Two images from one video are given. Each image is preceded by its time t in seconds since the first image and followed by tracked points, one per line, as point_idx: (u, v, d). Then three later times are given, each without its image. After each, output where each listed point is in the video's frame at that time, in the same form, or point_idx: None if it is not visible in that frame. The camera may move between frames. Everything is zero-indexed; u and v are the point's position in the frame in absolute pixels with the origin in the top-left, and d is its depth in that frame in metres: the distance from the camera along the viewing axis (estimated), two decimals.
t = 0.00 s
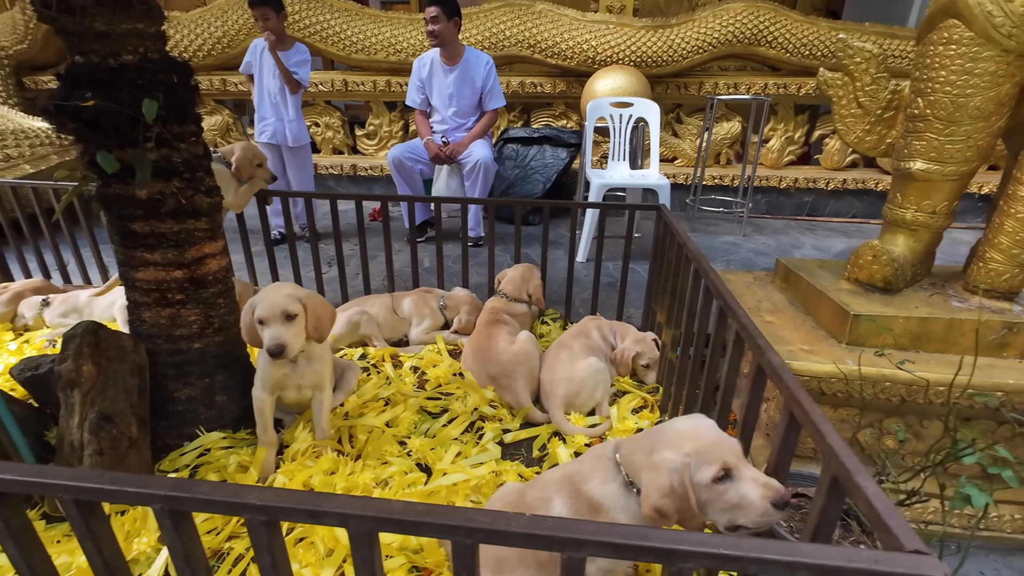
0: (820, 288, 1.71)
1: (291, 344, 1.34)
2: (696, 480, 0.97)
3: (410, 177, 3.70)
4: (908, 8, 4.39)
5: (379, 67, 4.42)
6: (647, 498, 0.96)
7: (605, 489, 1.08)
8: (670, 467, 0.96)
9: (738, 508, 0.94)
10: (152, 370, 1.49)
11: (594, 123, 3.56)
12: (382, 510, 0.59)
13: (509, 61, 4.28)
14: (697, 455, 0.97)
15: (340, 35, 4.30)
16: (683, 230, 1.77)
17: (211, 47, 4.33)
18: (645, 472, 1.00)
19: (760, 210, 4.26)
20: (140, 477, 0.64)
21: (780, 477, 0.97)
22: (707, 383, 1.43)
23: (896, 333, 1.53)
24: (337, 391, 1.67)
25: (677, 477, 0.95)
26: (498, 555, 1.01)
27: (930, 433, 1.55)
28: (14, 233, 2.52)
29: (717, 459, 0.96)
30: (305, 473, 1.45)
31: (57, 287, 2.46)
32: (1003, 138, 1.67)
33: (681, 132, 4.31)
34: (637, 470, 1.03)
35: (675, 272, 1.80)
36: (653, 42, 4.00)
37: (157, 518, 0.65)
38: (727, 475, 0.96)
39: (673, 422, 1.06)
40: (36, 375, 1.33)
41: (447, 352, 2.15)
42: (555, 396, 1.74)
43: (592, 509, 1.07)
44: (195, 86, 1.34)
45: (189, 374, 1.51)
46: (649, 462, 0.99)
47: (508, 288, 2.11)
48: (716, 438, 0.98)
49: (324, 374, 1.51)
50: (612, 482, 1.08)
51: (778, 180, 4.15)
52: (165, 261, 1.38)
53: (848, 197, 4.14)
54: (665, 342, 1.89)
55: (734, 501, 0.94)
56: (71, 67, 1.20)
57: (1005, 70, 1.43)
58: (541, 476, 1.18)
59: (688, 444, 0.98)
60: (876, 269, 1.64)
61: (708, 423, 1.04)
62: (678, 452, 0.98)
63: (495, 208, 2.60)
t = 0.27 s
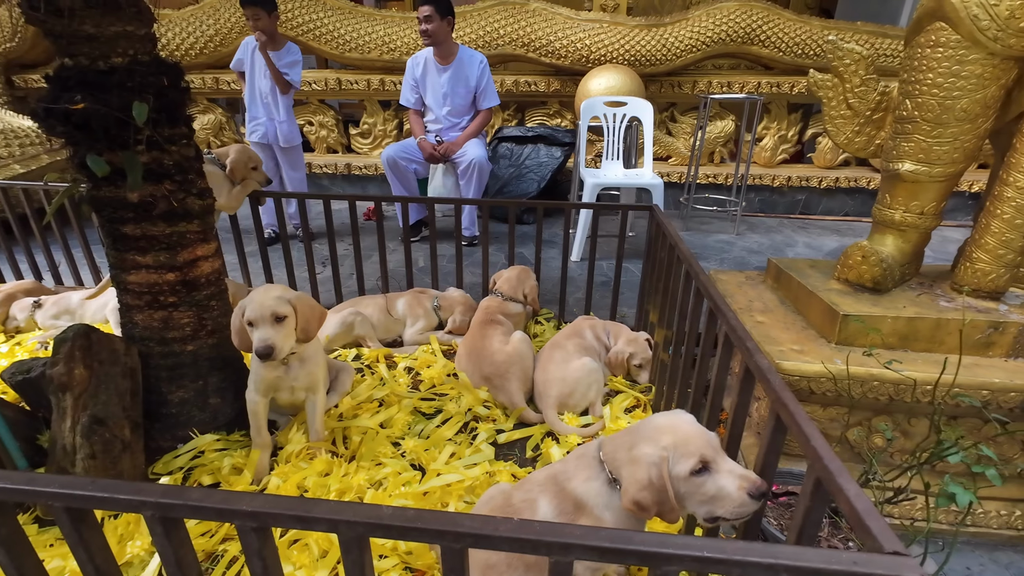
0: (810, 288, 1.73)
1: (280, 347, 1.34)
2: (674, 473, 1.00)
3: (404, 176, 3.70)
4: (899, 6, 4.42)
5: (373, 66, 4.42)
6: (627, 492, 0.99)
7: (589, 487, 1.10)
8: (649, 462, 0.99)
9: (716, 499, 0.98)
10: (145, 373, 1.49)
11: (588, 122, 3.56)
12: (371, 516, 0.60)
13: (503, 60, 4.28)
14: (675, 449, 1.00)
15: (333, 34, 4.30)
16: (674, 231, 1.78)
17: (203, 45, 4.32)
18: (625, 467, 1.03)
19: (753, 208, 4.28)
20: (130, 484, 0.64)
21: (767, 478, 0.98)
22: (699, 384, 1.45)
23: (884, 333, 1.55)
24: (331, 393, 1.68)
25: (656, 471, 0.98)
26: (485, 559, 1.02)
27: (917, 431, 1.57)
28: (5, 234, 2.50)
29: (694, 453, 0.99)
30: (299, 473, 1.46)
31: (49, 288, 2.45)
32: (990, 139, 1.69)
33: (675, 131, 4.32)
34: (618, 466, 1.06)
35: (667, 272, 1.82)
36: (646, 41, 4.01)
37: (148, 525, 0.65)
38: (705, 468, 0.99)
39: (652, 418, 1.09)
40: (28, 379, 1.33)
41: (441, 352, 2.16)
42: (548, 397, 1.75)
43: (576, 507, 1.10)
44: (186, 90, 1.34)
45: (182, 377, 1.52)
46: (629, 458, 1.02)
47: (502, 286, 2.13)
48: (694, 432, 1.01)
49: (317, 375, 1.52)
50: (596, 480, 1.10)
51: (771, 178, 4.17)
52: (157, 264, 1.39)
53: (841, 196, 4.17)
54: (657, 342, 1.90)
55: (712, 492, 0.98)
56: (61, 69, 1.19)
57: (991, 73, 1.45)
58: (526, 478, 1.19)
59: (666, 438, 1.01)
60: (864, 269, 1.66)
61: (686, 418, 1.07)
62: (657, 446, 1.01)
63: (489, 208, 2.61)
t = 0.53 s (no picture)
0: (807, 284, 1.73)
1: (280, 341, 1.34)
2: (672, 467, 0.99)
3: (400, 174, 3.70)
4: (895, 4, 4.43)
5: (369, 63, 4.41)
6: (626, 485, 0.99)
7: (587, 477, 1.10)
8: (647, 455, 0.99)
9: (714, 493, 0.98)
10: (142, 371, 1.49)
11: (585, 119, 3.56)
12: (373, 511, 0.60)
13: (499, 57, 4.28)
14: (674, 442, 1.00)
15: (329, 31, 4.28)
16: (672, 227, 1.78)
17: (198, 42, 4.29)
18: (624, 461, 1.03)
19: (749, 205, 4.30)
20: (130, 481, 0.64)
21: (765, 472, 0.98)
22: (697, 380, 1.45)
23: (880, 328, 1.55)
24: (329, 390, 1.68)
25: (654, 465, 0.98)
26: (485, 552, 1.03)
27: (913, 426, 1.58)
28: None
29: (692, 446, 0.99)
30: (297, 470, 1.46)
31: (43, 287, 2.43)
32: (984, 136, 1.71)
33: (671, 128, 4.33)
34: (616, 458, 1.06)
35: (665, 269, 1.82)
36: (643, 38, 4.02)
37: (149, 522, 0.65)
38: (703, 461, 1.00)
39: (651, 411, 1.09)
40: (23, 378, 1.33)
41: (439, 350, 2.16)
42: (547, 393, 1.74)
43: (575, 498, 1.10)
44: (183, 87, 1.32)
45: (180, 375, 1.51)
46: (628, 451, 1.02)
47: (500, 284, 2.12)
48: (692, 426, 1.01)
49: (315, 372, 1.52)
50: (594, 471, 1.10)
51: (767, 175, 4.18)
52: (153, 262, 1.38)
53: (836, 193, 4.18)
54: (654, 338, 1.91)
55: (710, 486, 0.98)
56: (55, 66, 1.17)
57: (986, 69, 1.46)
58: (524, 471, 1.20)
59: (665, 432, 1.01)
60: (861, 265, 1.66)
61: (685, 411, 1.06)
62: (655, 440, 1.01)
63: (486, 205, 2.61)
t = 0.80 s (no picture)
0: (805, 284, 1.74)
1: (280, 343, 1.34)
2: (671, 464, 1.00)
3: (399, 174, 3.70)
4: (892, 4, 4.44)
5: (367, 63, 4.40)
6: (626, 482, 1.00)
7: (587, 473, 1.11)
8: (646, 453, 0.99)
9: (712, 489, 0.99)
10: (142, 372, 1.49)
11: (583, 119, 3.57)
12: (377, 511, 0.60)
13: (497, 57, 4.28)
14: (672, 439, 1.00)
15: (326, 31, 4.29)
16: (671, 227, 1.79)
17: (195, 42, 4.29)
18: (623, 458, 1.03)
19: (747, 205, 4.31)
20: (135, 482, 0.64)
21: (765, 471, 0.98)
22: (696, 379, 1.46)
23: (878, 327, 1.56)
24: (329, 391, 1.68)
25: (653, 462, 0.98)
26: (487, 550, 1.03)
27: (911, 424, 1.58)
28: None
29: (690, 443, 0.99)
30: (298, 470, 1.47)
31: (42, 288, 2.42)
32: (981, 136, 1.71)
33: (669, 128, 4.34)
34: (616, 455, 1.06)
35: (663, 269, 1.83)
36: (641, 38, 4.02)
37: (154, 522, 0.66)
38: (701, 458, 1.00)
39: (649, 409, 1.09)
40: (23, 379, 1.33)
41: (439, 350, 2.16)
42: (546, 393, 1.75)
43: (575, 493, 1.11)
44: (183, 88, 1.32)
45: (180, 376, 1.51)
46: (627, 448, 1.03)
47: (498, 284, 2.13)
48: (691, 424, 1.01)
49: (315, 372, 1.52)
50: (594, 466, 1.11)
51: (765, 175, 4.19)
52: (153, 263, 1.38)
53: (834, 192, 4.20)
54: (654, 338, 1.91)
55: (707, 482, 0.99)
56: (54, 67, 1.17)
57: (982, 70, 1.47)
58: (524, 468, 1.20)
59: (663, 429, 1.01)
60: (859, 264, 1.67)
61: (683, 409, 1.07)
62: (653, 437, 1.02)
63: (485, 205, 2.61)
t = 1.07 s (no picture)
0: (811, 282, 1.74)
1: (292, 353, 1.35)
2: (681, 459, 1.00)
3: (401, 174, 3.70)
4: (893, 3, 4.44)
5: (368, 63, 4.40)
6: (635, 477, 1.00)
7: (596, 469, 1.10)
8: (656, 449, 0.99)
9: (721, 484, 0.99)
10: (149, 372, 1.48)
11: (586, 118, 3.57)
12: (395, 510, 0.60)
13: (499, 57, 4.28)
14: (682, 436, 1.00)
15: (328, 30, 4.28)
16: (676, 226, 1.79)
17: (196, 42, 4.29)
18: (633, 453, 1.03)
19: (749, 204, 4.31)
20: (152, 481, 0.64)
21: (778, 468, 0.97)
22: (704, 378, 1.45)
23: (885, 326, 1.56)
24: (336, 391, 1.68)
25: (663, 458, 0.98)
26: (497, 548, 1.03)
27: (918, 423, 1.58)
28: None
29: (700, 440, 0.99)
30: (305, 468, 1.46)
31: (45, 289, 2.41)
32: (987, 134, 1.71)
33: (671, 128, 4.34)
34: (625, 451, 1.06)
35: (669, 269, 1.83)
36: (643, 38, 4.02)
37: (172, 521, 0.65)
38: (711, 454, 1.00)
39: (658, 405, 1.09)
40: (30, 380, 1.32)
41: (444, 350, 2.16)
42: (553, 392, 1.75)
43: (584, 489, 1.10)
44: (190, 88, 1.32)
45: (186, 376, 1.51)
46: (636, 444, 1.02)
47: (502, 283, 2.12)
48: (700, 419, 1.01)
49: (321, 371, 1.51)
50: (603, 462, 1.10)
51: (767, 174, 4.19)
52: (160, 263, 1.37)
53: (836, 191, 4.19)
54: (660, 337, 1.91)
55: (717, 478, 0.98)
56: (62, 67, 1.17)
57: (989, 68, 1.47)
58: (532, 466, 1.20)
59: (673, 426, 1.01)
60: (865, 263, 1.67)
61: (692, 405, 1.06)
62: (663, 433, 1.01)
63: (488, 205, 2.61)
